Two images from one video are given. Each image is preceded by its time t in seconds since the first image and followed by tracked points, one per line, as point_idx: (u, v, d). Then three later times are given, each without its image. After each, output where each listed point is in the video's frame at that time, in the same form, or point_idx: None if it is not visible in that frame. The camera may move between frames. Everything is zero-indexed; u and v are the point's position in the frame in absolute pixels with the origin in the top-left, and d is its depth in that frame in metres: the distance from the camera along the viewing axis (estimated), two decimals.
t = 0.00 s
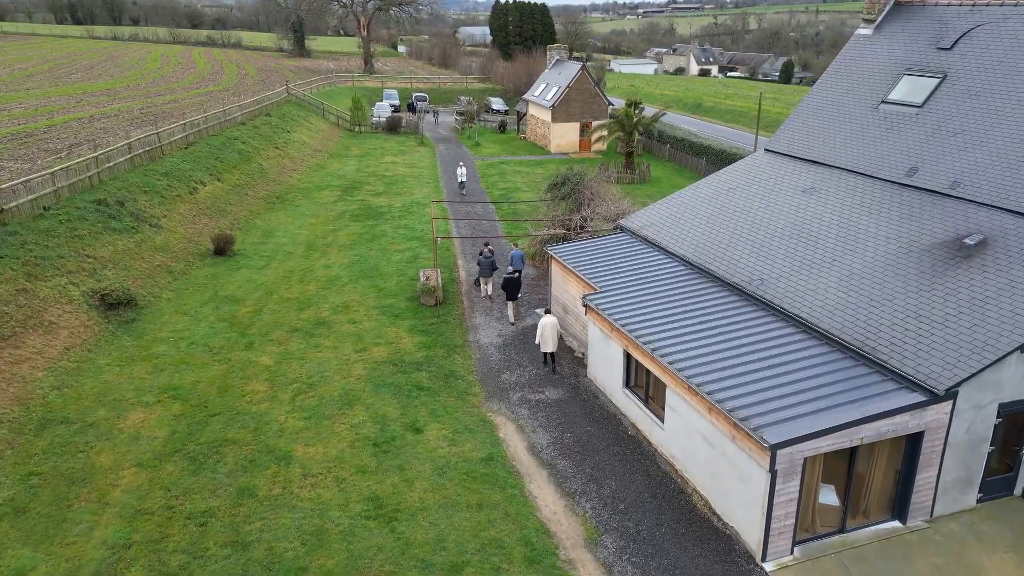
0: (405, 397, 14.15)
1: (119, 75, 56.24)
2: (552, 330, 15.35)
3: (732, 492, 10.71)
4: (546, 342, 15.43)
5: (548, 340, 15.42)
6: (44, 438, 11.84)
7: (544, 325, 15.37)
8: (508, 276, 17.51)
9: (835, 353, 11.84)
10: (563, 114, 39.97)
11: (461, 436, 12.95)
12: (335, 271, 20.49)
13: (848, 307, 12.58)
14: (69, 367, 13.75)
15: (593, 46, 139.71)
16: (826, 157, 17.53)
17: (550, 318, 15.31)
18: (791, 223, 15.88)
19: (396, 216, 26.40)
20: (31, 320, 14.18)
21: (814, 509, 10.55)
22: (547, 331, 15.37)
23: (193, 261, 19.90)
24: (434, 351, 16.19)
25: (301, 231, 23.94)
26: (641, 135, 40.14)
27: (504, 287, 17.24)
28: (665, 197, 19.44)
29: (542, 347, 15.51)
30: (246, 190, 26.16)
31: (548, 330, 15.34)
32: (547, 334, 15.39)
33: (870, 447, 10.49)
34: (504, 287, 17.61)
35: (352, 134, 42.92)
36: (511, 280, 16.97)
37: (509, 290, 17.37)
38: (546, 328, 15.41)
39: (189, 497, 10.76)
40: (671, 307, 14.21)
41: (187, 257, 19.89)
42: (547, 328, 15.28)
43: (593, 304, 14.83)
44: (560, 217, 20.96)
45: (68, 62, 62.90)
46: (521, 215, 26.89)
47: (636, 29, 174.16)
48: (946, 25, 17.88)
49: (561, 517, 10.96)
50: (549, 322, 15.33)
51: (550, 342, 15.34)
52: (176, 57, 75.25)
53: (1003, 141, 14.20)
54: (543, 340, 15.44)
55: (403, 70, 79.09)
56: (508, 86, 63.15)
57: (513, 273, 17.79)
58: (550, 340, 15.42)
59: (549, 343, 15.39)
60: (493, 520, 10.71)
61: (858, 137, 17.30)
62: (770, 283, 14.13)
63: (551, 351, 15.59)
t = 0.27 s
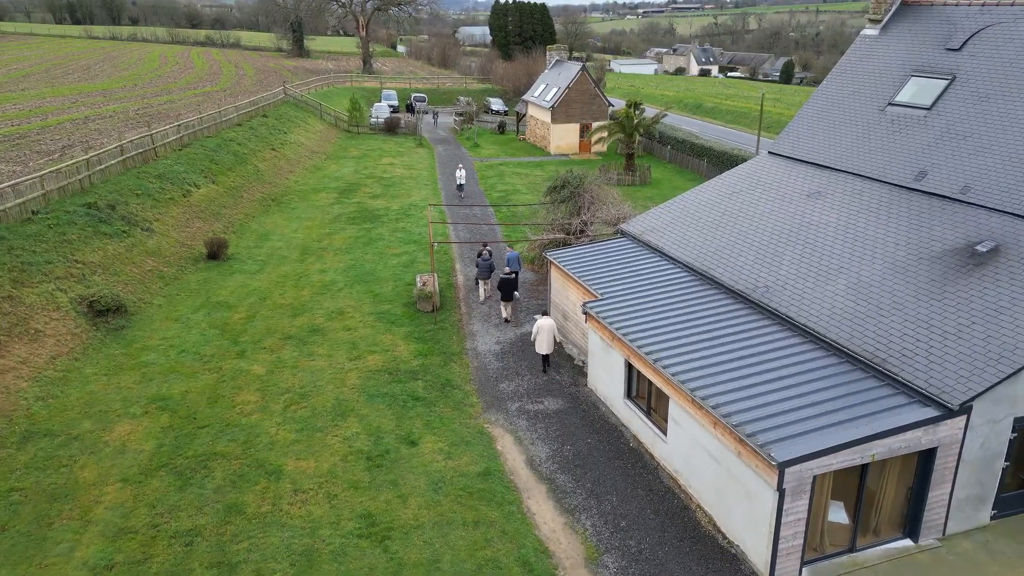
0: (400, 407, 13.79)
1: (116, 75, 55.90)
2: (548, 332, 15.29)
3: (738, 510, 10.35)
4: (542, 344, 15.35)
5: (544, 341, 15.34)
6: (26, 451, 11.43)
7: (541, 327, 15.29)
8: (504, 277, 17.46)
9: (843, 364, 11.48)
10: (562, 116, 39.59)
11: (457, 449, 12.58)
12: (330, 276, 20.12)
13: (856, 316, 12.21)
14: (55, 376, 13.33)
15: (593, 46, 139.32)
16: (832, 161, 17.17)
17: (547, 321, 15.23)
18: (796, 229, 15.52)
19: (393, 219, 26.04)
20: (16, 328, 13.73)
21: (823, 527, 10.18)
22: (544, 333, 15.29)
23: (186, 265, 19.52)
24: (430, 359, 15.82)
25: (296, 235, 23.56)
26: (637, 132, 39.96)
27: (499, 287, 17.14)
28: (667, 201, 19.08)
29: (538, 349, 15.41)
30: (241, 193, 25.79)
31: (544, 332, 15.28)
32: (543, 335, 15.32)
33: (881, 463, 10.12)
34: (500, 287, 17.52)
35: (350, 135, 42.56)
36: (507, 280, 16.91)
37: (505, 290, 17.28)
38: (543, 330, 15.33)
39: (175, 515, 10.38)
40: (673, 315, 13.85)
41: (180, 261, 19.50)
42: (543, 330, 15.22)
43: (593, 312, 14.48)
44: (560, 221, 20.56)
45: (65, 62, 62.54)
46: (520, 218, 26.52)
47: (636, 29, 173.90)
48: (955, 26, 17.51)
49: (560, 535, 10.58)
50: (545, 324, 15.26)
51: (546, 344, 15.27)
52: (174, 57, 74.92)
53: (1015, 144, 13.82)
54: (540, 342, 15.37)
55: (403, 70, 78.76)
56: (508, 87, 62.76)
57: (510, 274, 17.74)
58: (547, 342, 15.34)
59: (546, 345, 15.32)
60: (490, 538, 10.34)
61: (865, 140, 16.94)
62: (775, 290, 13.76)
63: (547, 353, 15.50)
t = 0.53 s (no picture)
0: (396, 419, 13.41)
1: (114, 75, 55.59)
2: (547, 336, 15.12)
3: (746, 530, 9.97)
4: (540, 348, 15.17)
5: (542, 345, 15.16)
6: (8, 466, 11.03)
7: (540, 330, 15.12)
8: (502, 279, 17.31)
9: (855, 378, 11.09)
10: (563, 117, 39.20)
11: (455, 463, 12.20)
12: (326, 281, 19.73)
13: (868, 327, 11.83)
14: (40, 387, 12.93)
15: (594, 46, 138.93)
16: (840, 164, 16.79)
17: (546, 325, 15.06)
18: (803, 235, 15.13)
19: (391, 222, 25.65)
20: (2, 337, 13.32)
21: (835, 549, 9.79)
22: (543, 336, 15.11)
23: (179, 270, 19.14)
24: (427, 368, 15.43)
25: (293, 239, 23.17)
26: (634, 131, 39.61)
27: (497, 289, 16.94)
28: (670, 206, 18.69)
29: (535, 353, 15.21)
30: (237, 196, 25.41)
31: (543, 336, 15.10)
32: (541, 338, 15.15)
33: (895, 482, 9.73)
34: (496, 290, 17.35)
35: (348, 137, 42.19)
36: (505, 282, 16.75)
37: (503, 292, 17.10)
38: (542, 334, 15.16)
39: (161, 535, 9.99)
40: (678, 324, 13.47)
41: (172, 266, 19.12)
42: (543, 333, 15.04)
43: (595, 321, 14.11)
44: (560, 225, 20.17)
45: (62, 62, 62.22)
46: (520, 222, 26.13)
47: (636, 29, 173.58)
48: (965, 26, 17.12)
49: (561, 556, 10.19)
50: (545, 328, 15.09)
51: (544, 348, 15.10)
52: (173, 57, 74.59)
53: None
54: (538, 346, 15.18)
55: (402, 70, 78.40)
56: (508, 87, 62.36)
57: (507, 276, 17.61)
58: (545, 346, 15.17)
59: (544, 349, 15.15)
60: (487, 559, 9.96)
61: (873, 143, 16.55)
62: (783, 300, 13.37)
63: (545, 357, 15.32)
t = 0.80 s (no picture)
0: (401, 431, 13.03)
1: (122, 76, 55.58)
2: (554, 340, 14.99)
3: (766, 554, 9.58)
4: (548, 352, 15.04)
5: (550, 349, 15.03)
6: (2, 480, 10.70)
7: (547, 334, 14.98)
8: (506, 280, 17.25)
9: (879, 395, 10.64)
10: (572, 118, 38.75)
11: (461, 479, 11.82)
12: (331, 286, 19.39)
13: (891, 341, 11.36)
14: (38, 396, 12.63)
15: (603, 46, 138.28)
16: (858, 169, 16.30)
17: (554, 331, 14.92)
18: (822, 242, 14.66)
19: (398, 225, 25.31)
20: None
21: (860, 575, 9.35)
22: (551, 340, 14.97)
23: (182, 274, 18.85)
24: (434, 377, 15.05)
25: (298, 242, 22.85)
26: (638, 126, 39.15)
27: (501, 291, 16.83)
28: (682, 211, 18.24)
29: (543, 357, 15.09)
30: (242, 198, 25.14)
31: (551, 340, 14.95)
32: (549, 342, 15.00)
33: (923, 506, 9.29)
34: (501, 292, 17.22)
35: (355, 138, 41.92)
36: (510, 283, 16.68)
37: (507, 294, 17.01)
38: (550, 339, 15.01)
39: (157, 554, 9.65)
40: (692, 335, 13.06)
41: (176, 270, 18.82)
42: (551, 338, 14.89)
43: (607, 331, 13.72)
44: (570, 229, 19.66)
45: (70, 62, 62.30)
46: (529, 225, 25.72)
47: (645, 29, 172.78)
48: (989, 27, 16.57)
49: None
50: (552, 331, 14.94)
51: (552, 352, 14.97)
52: (181, 57, 74.60)
53: None
54: (546, 349, 15.05)
55: (410, 71, 78.14)
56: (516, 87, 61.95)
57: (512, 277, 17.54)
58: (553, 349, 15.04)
59: (552, 352, 15.02)
60: None
61: (893, 147, 16.05)
62: (801, 310, 12.92)
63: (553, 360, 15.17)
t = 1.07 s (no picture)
0: (419, 444, 12.66)
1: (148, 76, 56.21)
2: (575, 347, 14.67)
3: None
4: (568, 359, 14.73)
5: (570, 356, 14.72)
6: (15, 488, 10.51)
7: (566, 341, 14.71)
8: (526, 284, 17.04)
9: (923, 418, 10.04)
10: (596, 120, 38.18)
11: (480, 496, 11.41)
12: (351, 291, 19.12)
13: (935, 358, 10.73)
14: (54, 402, 12.48)
15: (627, 46, 137.19)
16: (897, 176, 15.61)
17: (574, 339, 14.63)
18: (858, 251, 14.03)
19: (419, 228, 25.01)
20: (16, 348, 12.92)
21: None
22: (571, 348, 14.67)
23: (201, 277, 18.73)
24: (453, 387, 14.65)
25: (318, 245, 22.64)
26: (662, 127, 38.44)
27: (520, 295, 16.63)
28: (711, 217, 17.67)
29: (564, 365, 14.80)
30: (263, 200, 25.03)
31: (571, 348, 14.64)
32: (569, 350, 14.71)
33: (972, 539, 8.70)
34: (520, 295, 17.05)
35: (377, 139, 41.81)
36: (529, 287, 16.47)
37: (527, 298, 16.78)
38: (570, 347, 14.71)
39: (167, 571, 9.37)
40: (722, 349, 12.53)
41: (195, 273, 18.70)
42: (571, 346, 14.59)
43: (632, 343, 13.22)
44: (594, 235, 19.15)
45: (99, 62, 63.20)
46: (551, 229, 25.25)
47: (669, 29, 171.24)
48: None
49: None
50: (571, 339, 14.66)
51: (572, 360, 14.67)
52: (207, 57, 75.35)
53: None
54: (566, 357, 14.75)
55: (433, 71, 78.08)
56: (539, 88, 61.47)
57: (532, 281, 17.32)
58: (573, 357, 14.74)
59: (572, 360, 14.72)
60: None
61: (934, 153, 15.33)
62: (838, 324, 12.33)
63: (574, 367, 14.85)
